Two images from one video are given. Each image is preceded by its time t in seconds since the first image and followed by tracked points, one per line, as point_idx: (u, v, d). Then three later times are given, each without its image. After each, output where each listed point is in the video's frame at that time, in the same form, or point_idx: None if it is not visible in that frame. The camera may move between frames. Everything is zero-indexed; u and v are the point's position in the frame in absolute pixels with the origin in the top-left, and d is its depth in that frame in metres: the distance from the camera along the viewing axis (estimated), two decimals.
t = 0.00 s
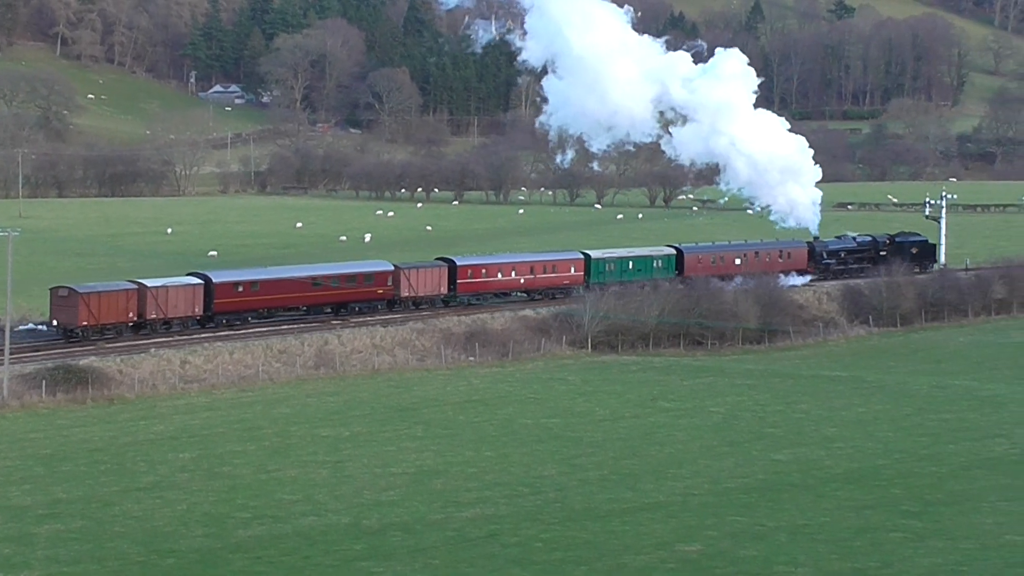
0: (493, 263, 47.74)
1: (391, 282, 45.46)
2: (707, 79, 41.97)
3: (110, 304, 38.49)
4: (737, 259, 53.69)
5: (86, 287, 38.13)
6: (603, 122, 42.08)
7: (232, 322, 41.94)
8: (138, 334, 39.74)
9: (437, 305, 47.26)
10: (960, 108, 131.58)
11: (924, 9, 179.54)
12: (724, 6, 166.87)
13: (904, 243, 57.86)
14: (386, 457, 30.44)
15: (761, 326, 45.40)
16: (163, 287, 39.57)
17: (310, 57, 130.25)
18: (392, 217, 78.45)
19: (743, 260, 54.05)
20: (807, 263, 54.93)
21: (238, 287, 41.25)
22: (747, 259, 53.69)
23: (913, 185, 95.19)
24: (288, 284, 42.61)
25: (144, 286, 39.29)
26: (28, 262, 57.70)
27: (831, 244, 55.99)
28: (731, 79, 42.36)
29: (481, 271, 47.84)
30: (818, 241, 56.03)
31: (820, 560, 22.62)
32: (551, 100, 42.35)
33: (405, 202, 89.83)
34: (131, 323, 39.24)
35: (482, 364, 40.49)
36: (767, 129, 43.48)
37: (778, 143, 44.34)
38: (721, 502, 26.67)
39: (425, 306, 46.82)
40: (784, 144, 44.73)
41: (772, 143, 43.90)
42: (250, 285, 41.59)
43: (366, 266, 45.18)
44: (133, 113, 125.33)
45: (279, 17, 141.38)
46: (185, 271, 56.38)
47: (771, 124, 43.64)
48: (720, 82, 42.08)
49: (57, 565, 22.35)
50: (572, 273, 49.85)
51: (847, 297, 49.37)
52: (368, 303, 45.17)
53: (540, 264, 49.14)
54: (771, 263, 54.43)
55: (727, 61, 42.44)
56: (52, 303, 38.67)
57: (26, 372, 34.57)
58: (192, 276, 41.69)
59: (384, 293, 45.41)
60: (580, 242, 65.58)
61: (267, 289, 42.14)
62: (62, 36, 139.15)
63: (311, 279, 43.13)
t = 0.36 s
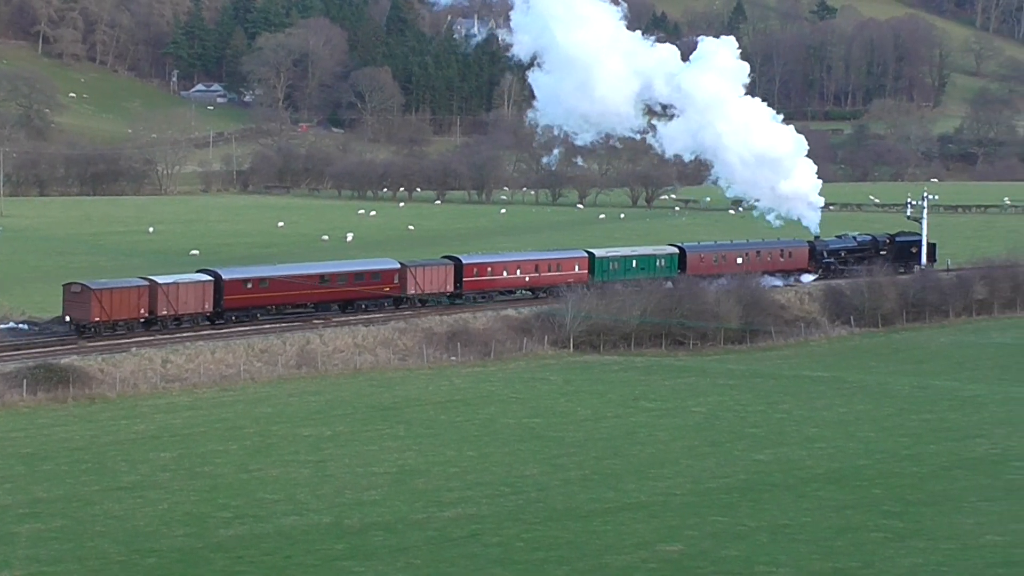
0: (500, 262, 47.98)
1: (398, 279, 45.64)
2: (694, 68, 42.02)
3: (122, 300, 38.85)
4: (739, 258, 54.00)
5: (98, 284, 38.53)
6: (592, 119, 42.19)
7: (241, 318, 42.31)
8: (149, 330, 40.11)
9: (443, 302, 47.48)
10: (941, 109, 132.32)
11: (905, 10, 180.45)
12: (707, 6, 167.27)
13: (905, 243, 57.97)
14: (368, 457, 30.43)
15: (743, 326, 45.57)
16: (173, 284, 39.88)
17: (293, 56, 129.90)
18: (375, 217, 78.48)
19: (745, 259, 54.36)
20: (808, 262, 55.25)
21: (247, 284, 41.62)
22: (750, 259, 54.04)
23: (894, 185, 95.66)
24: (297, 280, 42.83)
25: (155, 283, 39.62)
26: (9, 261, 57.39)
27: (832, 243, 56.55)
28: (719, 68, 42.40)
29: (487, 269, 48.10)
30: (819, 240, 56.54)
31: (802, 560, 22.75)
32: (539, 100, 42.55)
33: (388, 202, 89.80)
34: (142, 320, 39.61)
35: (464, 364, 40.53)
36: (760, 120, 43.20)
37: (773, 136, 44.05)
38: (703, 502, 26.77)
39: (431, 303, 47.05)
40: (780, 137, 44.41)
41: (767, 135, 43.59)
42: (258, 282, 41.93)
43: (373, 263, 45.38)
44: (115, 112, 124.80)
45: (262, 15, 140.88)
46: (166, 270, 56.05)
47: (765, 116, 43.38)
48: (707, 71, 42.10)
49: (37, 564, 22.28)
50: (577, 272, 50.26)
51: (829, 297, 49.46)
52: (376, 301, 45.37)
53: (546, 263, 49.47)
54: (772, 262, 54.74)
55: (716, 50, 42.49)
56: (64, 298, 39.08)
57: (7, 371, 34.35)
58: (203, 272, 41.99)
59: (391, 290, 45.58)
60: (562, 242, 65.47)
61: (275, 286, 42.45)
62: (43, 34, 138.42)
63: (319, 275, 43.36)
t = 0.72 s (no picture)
0: (508, 261, 48.52)
1: (407, 278, 46.08)
2: (685, 59, 42.23)
3: (135, 298, 39.49)
4: (744, 256, 54.38)
5: (112, 283, 39.20)
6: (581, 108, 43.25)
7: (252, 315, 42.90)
8: (163, 328, 40.71)
9: (451, 301, 47.89)
10: (924, 108, 132.81)
11: (889, 10, 181.05)
12: (691, 5, 167.53)
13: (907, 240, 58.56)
14: (352, 457, 30.43)
15: (728, 325, 45.71)
16: (186, 282, 40.47)
17: (277, 57, 129.49)
18: (359, 217, 78.38)
19: (749, 257, 54.77)
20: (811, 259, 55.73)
21: (259, 283, 42.26)
22: (754, 256, 54.48)
23: (878, 185, 95.94)
24: (308, 279, 43.31)
25: (168, 281, 40.23)
26: None
27: (834, 241, 57.09)
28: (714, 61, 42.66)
29: (496, 268, 48.57)
30: (821, 238, 57.15)
31: (787, 558, 22.85)
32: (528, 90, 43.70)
33: (373, 202, 89.60)
34: (156, 318, 40.23)
35: (449, 364, 40.55)
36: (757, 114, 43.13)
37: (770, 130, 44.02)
38: (688, 501, 26.84)
39: (440, 302, 47.42)
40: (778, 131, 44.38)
41: (764, 129, 43.56)
42: (270, 280, 42.52)
43: (383, 262, 45.84)
44: (98, 112, 124.32)
45: (245, 16, 140.32)
46: (149, 271, 55.79)
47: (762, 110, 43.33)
48: (700, 63, 42.24)
49: (22, 566, 22.24)
50: (583, 270, 51.01)
51: (813, 295, 49.53)
52: (385, 300, 45.84)
53: (553, 261, 50.12)
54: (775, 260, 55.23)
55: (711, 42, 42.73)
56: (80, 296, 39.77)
57: None
58: (215, 271, 42.57)
59: (400, 289, 46.04)
60: (547, 242, 65.35)
61: (287, 285, 42.97)
62: (26, 34, 137.81)
63: (330, 274, 43.85)
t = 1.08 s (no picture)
0: (513, 259, 49.13)
1: (412, 277, 46.76)
2: (672, 52, 42.27)
3: (146, 297, 39.86)
4: (743, 255, 54.99)
5: (123, 282, 39.56)
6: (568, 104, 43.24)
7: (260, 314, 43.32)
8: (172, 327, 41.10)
9: (456, 300, 48.39)
10: (904, 108, 133.45)
11: (869, 10, 181.85)
12: (672, 5, 167.88)
13: (906, 238, 58.53)
14: (334, 458, 30.42)
15: (709, 325, 45.89)
16: (196, 281, 40.88)
17: (257, 57, 129.00)
18: (340, 218, 78.26)
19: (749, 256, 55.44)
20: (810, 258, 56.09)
21: (267, 281, 42.75)
22: (754, 255, 55.11)
23: (858, 184, 96.31)
24: (315, 278, 43.90)
25: (178, 280, 40.64)
26: None
27: (833, 240, 57.31)
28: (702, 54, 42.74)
29: (501, 267, 49.20)
30: (820, 238, 57.47)
31: (768, 558, 22.97)
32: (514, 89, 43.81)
33: (353, 202, 89.36)
34: (165, 316, 40.61)
35: (430, 364, 40.58)
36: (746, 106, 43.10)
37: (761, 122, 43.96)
38: (669, 501, 26.95)
39: (445, 300, 47.95)
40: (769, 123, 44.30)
41: (754, 121, 43.50)
42: (277, 279, 42.98)
43: (388, 262, 46.49)
44: (78, 113, 123.74)
45: (226, 16, 139.71)
46: (129, 272, 55.52)
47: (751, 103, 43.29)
48: (688, 56, 42.34)
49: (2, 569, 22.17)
50: (586, 269, 51.80)
51: (794, 295, 49.71)
52: (391, 299, 46.48)
53: (556, 260, 50.87)
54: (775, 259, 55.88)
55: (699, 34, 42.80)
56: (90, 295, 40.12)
57: None
58: (222, 271, 43.05)
59: (405, 288, 46.69)
60: (528, 242, 65.37)
61: (294, 283, 43.50)
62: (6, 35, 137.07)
63: (336, 273, 44.45)
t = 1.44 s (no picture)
0: (514, 258, 49.72)
1: (416, 275, 47.30)
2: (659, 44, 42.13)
3: (154, 295, 40.34)
4: (742, 252, 55.52)
5: (131, 280, 40.01)
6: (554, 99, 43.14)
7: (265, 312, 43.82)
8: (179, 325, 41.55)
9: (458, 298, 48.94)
10: (881, 107, 134.12)
11: (847, 9, 182.61)
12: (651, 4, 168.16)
13: (902, 236, 59.09)
14: (314, 458, 30.39)
15: (688, 324, 46.05)
16: (202, 279, 41.38)
17: (236, 57, 128.45)
18: (319, 218, 78.08)
19: (748, 254, 55.94)
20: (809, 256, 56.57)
21: (271, 280, 43.21)
22: (753, 252, 55.65)
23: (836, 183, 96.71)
24: (320, 276, 44.45)
25: (185, 279, 41.15)
26: None
27: (831, 237, 57.68)
28: (690, 45, 42.87)
29: (502, 265, 49.72)
30: (818, 235, 57.90)
31: (747, 556, 23.12)
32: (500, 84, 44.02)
33: (332, 203, 89.11)
34: (173, 314, 41.08)
35: (410, 364, 40.57)
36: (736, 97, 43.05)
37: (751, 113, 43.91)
38: (648, 500, 27.08)
39: (449, 298, 48.48)
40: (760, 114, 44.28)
41: (745, 112, 43.43)
42: (282, 278, 43.52)
43: (391, 260, 47.07)
44: (56, 114, 123.06)
45: (204, 16, 138.87)
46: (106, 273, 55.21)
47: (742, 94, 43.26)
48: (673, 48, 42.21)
49: None
50: (587, 267, 52.25)
51: (773, 294, 49.90)
52: (395, 296, 47.09)
53: (557, 258, 51.48)
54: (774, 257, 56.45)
55: (688, 25, 42.87)
56: (98, 293, 40.60)
57: None
58: (227, 270, 43.45)
59: (409, 286, 47.26)
60: (507, 242, 65.36)
61: (298, 282, 44.06)
62: None
63: (340, 272, 44.99)
